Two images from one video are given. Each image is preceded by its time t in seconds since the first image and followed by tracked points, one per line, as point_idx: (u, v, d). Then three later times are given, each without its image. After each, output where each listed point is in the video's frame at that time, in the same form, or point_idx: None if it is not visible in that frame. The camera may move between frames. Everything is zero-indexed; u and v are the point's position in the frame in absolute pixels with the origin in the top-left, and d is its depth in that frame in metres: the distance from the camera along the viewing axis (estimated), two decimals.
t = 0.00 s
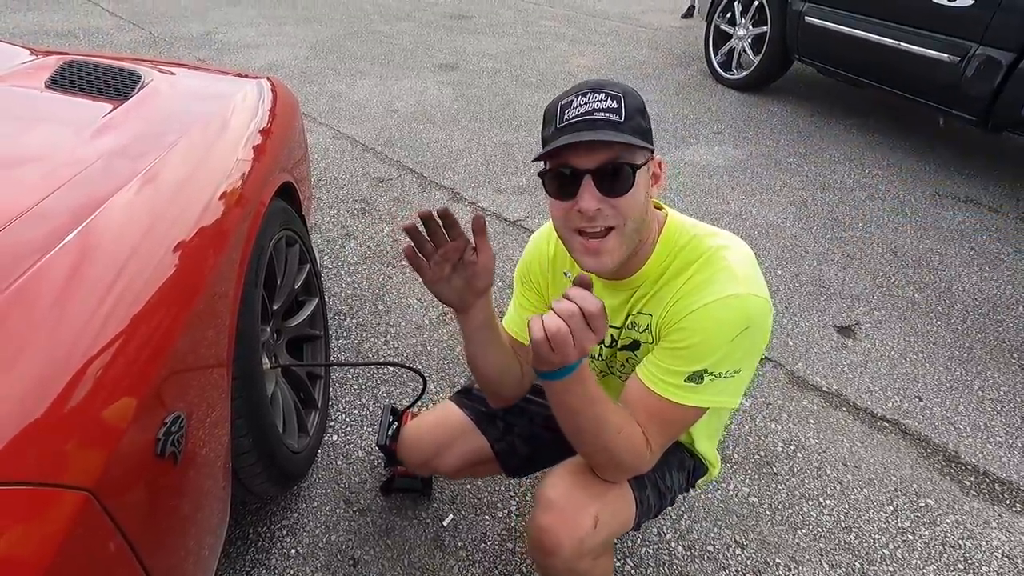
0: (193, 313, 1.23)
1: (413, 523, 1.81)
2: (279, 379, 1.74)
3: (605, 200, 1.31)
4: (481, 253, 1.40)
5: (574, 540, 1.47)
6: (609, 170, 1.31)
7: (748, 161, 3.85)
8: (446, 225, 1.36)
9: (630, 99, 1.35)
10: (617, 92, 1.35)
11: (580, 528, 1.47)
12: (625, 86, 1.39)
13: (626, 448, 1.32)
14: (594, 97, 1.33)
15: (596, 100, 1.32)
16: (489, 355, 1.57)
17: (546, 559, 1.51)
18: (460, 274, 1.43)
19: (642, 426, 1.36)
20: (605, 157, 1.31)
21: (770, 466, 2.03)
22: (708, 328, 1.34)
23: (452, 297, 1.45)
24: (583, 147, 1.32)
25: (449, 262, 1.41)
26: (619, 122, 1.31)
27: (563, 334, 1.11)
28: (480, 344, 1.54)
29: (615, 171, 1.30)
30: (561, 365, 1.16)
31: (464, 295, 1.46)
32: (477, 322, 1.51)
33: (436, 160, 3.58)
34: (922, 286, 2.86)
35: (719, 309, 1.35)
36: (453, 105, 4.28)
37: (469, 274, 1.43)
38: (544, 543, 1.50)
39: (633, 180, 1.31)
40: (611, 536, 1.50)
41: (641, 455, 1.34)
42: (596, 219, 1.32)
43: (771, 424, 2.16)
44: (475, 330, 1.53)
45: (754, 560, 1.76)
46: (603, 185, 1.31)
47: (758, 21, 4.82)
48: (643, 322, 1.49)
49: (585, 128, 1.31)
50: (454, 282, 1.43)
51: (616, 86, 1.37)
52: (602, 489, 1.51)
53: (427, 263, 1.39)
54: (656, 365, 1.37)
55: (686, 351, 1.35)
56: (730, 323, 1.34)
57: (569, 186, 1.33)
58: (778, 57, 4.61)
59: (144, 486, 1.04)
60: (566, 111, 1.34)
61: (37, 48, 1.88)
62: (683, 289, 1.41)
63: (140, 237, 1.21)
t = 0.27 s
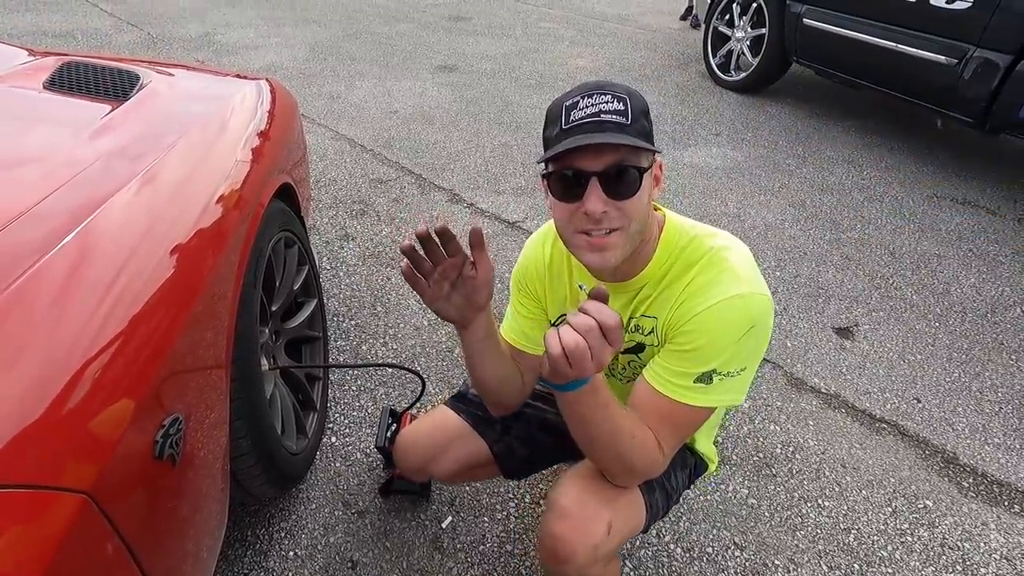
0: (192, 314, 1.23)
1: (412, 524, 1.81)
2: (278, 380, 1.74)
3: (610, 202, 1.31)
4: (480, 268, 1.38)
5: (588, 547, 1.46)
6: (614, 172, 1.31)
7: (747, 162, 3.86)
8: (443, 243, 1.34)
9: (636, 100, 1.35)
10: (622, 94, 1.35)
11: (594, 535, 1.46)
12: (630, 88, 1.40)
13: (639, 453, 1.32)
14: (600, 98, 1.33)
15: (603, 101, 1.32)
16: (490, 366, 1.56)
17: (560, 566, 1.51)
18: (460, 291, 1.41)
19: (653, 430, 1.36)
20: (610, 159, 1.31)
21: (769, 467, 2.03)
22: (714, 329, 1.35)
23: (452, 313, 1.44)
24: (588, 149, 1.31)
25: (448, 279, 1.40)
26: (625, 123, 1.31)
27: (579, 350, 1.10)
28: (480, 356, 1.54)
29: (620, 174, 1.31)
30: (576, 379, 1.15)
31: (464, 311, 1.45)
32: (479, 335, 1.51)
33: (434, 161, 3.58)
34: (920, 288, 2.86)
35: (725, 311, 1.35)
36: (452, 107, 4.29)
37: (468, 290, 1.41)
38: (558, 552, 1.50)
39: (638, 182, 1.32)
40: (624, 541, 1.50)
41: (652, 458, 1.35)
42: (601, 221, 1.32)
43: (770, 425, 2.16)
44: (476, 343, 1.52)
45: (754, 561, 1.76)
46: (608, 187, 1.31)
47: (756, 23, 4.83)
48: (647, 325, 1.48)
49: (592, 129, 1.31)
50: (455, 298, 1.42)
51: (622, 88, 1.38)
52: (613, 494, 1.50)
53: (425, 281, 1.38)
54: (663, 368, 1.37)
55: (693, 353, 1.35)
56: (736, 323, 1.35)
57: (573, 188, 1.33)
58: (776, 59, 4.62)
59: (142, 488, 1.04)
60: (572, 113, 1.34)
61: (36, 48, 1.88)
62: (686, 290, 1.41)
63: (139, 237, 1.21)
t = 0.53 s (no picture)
0: (196, 322, 1.23)
1: (416, 530, 1.81)
2: (282, 387, 1.74)
3: (613, 210, 1.31)
4: (492, 279, 1.34)
5: (596, 554, 1.46)
6: (616, 180, 1.31)
7: (750, 166, 3.86)
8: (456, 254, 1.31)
9: (634, 108, 1.36)
10: (621, 102, 1.35)
11: (601, 541, 1.46)
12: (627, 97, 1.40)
13: (645, 459, 1.31)
14: (599, 106, 1.34)
15: (602, 110, 1.32)
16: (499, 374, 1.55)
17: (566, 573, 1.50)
18: (471, 302, 1.38)
19: (660, 435, 1.35)
20: (612, 166, 1.31)
21: (775, 472, 2.02)
22: (720, 334, 1.34)
23: (464, 323, 1.42)
24: (588, 157, 1.31)
25: (460, 290, 1.37)
26: (625, 130, 1.32)
27: (587, 352, 1.10)
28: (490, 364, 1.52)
29: (622, 181, 1.31)
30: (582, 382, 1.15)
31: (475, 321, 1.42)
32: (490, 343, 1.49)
33: (437, 166, 3.59)
34: (925, 291, 2.85)
35: (730, 315, 1.35)
36: (454, 112, 4.29)
37: (480, 301, 1.39)
38: (565, 559, 1.49)
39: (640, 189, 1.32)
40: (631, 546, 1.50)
41: (660, 465, 1.34)
42: (606, 229, 1.32)
43: (775, 430, 2.16)
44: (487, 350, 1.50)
45: (760, 567, 1.76)
46: (611, 195, 1.31)
47: (758, 27, 4.83)
48: (652, 332, 1.48)
49: (592, 137, 1.30)
50: (466, 309, 1.40)
51: (620, 96, 1.38)
52: (620, 500, 1.50)
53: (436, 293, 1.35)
54: (669, 374, 1.37)
55: (700, 358, 1.35)
56: (742, 328, 1.35)
57: (575, 197, 1.33)
58: (779, 62, 4.62)
59: (148, 496, 1.04)
60: (571, 122, 1.34)
61: (41, 57, 1.88)
62: (692, 296, 1.41)
63: (144, 245, 1.21)
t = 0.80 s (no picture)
0: (199, 323, 1.23)
1: (419, 531, 1.80)
2: (284, 388, 1.74)
3: (616, 207, 1.31)
4: (504, 296, 1.35)
5: (600, 556, 1.46)
6: (618, 177, 1.31)
7: (752, 165, 3.85)
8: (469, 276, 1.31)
9: (634, 105, 1.36)
10: (621, 101, 1.35)
11: (605, 545, 1.46)
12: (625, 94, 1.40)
13: (649, 463, 1.31)
14: (599, 106, 1.33)
15: (602, 108, 1.32)
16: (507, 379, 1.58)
17: None
18: (484, 317, 1.39)
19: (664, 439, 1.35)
20: (613, 163, 1.31)
21: (778, 472, 2.02)
22: (725, 335, 1.34)
23: (477, 338, 1.43)
24: (589, 156, 1.32)
25: (473, 308, 1.37)
26: (626, 129, 1.31)
27: (578, 361, 1.13)
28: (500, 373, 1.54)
29: (625, 178, 1.31)
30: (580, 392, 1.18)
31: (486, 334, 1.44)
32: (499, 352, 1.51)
33: (439, 167, 3.59)
34: (928, 290, 2.85)
35: (734, 317, 1.34)
36: (456, 112, 4.29)
37: (492, 316, 1.39)
38: (569, 561, 1.49)
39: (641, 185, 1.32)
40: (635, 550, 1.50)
41: (664, 468, 1.34)
42: (610, 227, 1.32)
43: (778, 430, 2.15)
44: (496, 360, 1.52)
45: (763, 568, 1.75)
46: (615, 192, 1.31)
47: (759, 26, 4.83)
48: (656, 333, 1.47)
49: (593, 136, 1.30)
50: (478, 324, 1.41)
51: (618, 94, 1.38)
52: (625, 504, 1.49)
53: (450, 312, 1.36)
54: (674, 377, 1.37)
55: (704, 360, 1.35)
56: (747, 329, 1.34)
57: (579, 196, 1.33)
58: (780, 61, 4.61)
59: (151, 497, 1.04)
60: (571, 122, 1.34)
61: (43, 59, 1.89)
62: (696, 297, 1.40)
63: (146, 247, 1.21)
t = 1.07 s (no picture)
0: (202, 322, 1.23)
1: (422, 529, 1.81)
2: (286, 386, 1.74)
3: (631, 202, 1.31)
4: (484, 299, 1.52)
5: (616, 565, 1.46)
6: (635, 172, 1.31)
7: (753, 161, 3.85)
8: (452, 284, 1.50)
9: (650, 97, 1.35)
10: (638, 92, 1.34)
11: (621, 553, 1.46)
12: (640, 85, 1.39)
13: (654, 468, 1.32)
14: (618, 96, 1.32)
15: (621, 99, 1.31)
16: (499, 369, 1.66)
17: None
18: (467, 320, 1.55)
19: (669, 443, 1.35)
20: (630, 157, 1.31)
21: (781, 469, 2.01)
22: (732, 333, 1.34)
23: (462, 338, 1.58)
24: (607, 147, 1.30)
25: (457, 311, 1.54)
26: (644, 122, 1.31)
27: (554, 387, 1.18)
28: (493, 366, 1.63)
29: (641, 173, 1.31)
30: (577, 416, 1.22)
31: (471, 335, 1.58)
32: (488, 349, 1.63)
33: (439, 165, 3.58)
34: (930, 286, 2.84)
35: (742, 313, 1.34)
36: (456, 110, 4.29)
37: (476, 318, 1.56)
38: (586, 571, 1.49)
39: (656, 181, 1.32)
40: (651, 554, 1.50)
41: (672, 472, 1.34)
42: (624, 222, 1.32)
43: (781, 427, 2.15)
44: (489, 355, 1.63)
45: (767, 565, 1.75)
46: (631, 187, 1.31)
47: (760, 21, 4.81)
48: (661, 328, 1.47)
49: (612, 127, 1.30)
50: (463, 326, 1.56)
51: (635, 85, 1.38)
52: (637, 510, 1.48)
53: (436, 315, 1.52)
54: (682, 375, 1.36)
55: (711, 358, 1.34)
56: (753, 326, 1.34)
57: (594, 189, 1.32)
58: (782, 57, 4.60)
59: (154, 498, 1.04)
60: (589, 111, 1.33)
61: (43, 59, 1.89)
62: (701, 294, 1.40)
63: (147, 246, 1.21)
